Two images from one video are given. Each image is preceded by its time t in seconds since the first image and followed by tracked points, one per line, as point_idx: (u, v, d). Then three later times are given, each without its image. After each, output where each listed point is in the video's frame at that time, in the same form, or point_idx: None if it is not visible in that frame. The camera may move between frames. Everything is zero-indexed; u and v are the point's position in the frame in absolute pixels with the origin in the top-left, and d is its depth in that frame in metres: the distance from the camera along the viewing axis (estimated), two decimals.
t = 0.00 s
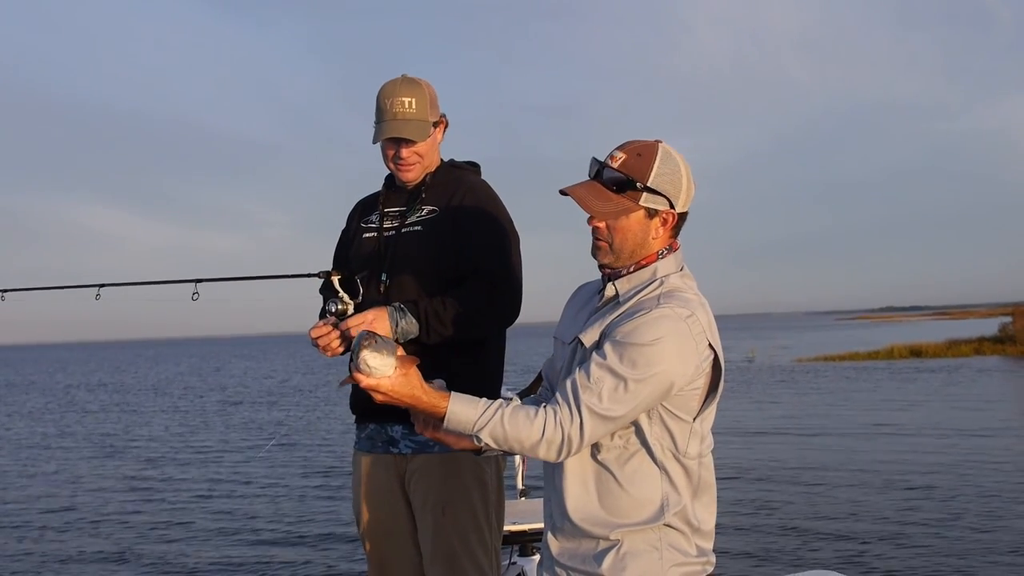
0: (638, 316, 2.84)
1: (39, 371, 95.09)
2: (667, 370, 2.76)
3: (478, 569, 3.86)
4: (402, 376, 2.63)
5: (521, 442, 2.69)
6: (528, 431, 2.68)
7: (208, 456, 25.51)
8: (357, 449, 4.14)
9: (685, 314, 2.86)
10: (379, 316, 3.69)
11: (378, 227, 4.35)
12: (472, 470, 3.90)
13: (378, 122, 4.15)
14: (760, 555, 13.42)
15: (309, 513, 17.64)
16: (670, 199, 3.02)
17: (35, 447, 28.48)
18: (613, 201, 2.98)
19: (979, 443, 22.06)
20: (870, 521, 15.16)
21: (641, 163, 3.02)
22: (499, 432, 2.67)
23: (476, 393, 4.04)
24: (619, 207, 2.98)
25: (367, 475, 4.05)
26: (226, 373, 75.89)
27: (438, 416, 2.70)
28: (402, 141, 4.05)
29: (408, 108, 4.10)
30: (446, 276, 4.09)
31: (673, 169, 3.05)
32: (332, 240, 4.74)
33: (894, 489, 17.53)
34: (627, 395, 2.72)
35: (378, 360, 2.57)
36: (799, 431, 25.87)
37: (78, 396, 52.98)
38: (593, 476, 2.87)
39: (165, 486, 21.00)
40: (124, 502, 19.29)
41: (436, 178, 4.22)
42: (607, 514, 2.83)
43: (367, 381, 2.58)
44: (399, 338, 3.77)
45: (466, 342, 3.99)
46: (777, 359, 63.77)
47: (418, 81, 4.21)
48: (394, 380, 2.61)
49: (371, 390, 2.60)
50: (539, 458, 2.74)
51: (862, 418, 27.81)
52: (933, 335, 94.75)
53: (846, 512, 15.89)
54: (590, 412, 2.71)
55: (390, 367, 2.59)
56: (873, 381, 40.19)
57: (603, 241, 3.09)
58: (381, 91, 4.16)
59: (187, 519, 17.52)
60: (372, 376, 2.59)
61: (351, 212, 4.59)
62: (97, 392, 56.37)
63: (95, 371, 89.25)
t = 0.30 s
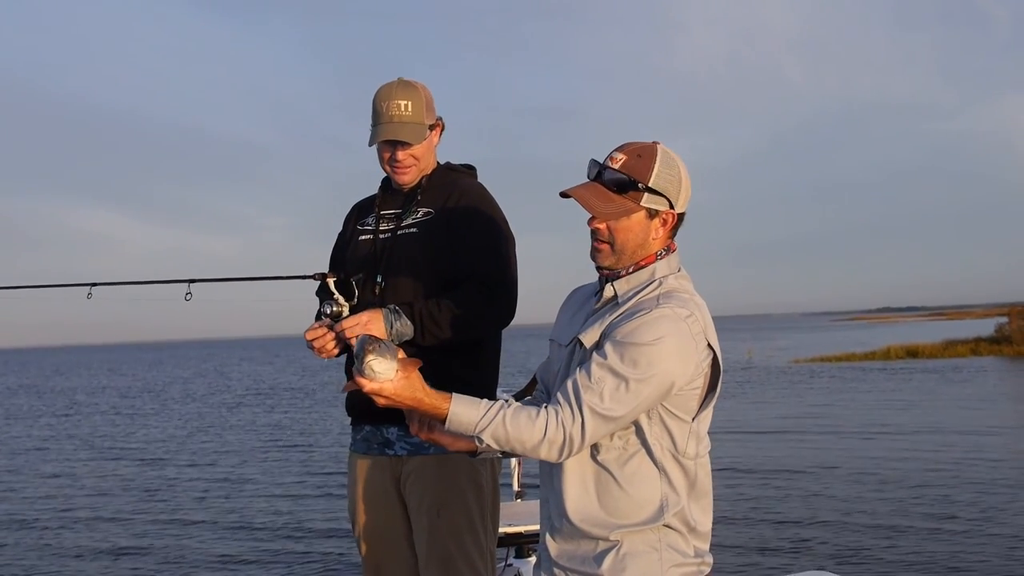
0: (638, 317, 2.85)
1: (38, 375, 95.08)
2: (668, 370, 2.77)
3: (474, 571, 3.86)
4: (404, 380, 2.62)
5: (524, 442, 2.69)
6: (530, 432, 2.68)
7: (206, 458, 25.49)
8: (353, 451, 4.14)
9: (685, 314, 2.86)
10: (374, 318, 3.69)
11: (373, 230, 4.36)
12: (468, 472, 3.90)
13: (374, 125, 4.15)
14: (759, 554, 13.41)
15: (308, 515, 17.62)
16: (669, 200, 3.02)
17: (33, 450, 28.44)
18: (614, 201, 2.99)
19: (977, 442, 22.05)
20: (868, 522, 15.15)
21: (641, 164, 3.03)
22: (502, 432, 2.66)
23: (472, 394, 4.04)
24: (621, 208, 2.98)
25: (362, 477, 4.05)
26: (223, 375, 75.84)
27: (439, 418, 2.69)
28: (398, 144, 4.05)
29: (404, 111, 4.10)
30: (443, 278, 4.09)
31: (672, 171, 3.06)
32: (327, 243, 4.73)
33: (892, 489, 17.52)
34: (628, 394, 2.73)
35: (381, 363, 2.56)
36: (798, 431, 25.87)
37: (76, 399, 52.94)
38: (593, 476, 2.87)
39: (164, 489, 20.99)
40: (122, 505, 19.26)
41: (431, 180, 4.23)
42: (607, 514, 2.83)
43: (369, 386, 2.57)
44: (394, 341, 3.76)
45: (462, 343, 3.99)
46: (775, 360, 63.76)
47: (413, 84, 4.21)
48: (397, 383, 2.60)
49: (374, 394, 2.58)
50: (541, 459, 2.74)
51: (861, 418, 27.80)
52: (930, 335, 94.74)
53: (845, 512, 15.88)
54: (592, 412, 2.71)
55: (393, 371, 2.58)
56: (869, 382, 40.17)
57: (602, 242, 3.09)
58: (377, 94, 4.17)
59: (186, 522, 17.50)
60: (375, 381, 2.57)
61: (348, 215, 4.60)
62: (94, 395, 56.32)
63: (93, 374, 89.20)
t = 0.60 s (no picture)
0: (636, 314, 2.84)
1: (38, 380, 95.18)
2: (667, 367, 2.76)
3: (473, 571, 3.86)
4: (402, 384, 2.61)
5: (524, 442, 2.69)
6: (530, 431, 2.68)
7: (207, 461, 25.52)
8: (352, 453, 4.14)
9: (683, 311, 2.86)
10: (370, 319, 3.68)
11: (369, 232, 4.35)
12: (466, 472, 3.90)
13: (368, 128, 4.15)
14: (760, 549, 13.42)
15: (309, 516, 17.64)
16: (662, 196, 3.02)
17: (33, 456, 28.44)
18: (607, 199, 2.99)
19: (976, 434, 22.09)
20: (868, 515, 15.15)
21: (633, 161, 3.03)
22: (501, 432, 2.66)
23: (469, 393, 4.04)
24: (612, 205, 2.99)
25: (361, 478, 4.05)
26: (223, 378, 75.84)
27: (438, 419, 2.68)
28: (392, 147, 4.06)
29: (398, 113, 4.10)
30: (439, 279, 4.09)
31: (664, 166, 3.06)
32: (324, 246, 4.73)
33: (892, 482, 17.54)
34: (627, 391, 2.72)
35: (378, 369, 2.55)
36: (797, 425, 25.90)
37: (76, 403, 52.99)
38: (593, 474, 2.87)
39: (165, 492, 21.02)
40: (123, 509, 19.26)
41: (426, 182, 4.23)
42: (607, 513, 2.83)
43: (369, 392, 2.57)
44: (391, 342, 3.76)
45: (459, 344, 3.98)
46: (772, 355, 63.84)
47: (407, 87, 4.21)
48: (396, 388, 2.60)
49: (373, 401, 2.58)
50: (540, 457, 2.74)
51: (859, 412, 27.85)
52: (928, 328, 94.91)
53: (846, 505, 15.89)
54: (591, 410, 2.71)
55: (391, 376, 2.58)
56: (867, 376, 40.17)
57: (598, 241, 3.09)
58: (371, 97, 4.16)
59: (188, 525, 17.53)
60: (374, 387, 2.57)
61: (344, 217, 4.59)
62: (95, 399, 56.36)
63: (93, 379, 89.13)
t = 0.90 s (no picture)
0: (635, 312, 2.84)
1: (40, 384, 95.33)
2: (668, 364, 2.76)
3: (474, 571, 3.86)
4: (401, 391, 2.61)
5: (525, 444, 2.69)
6: (531, 433, 2.68)
7: (208, 463, 25.51)
8: (352, 455, 4.13)
9: (682, 308, 2.86)
10: (368, 321, 3.68)
11: (367, 234, 4.36)
12: (467, 472, 3.90)
13: (364, 130, 4.14)
14: (762, 544, 13.43)
15: (313, 517, 17.66)
16: (654, 194, 3.01)
17: (35, 459, 28.43)
18: (598, 197, 2.99)
19: (977, 427, 22.08)
20: (870, 509, 15.12)
21: (623, 159, 3.03)
22: (502, 435, 2.66)
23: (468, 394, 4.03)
24: (603, 204, 2.99)
25: (361, 480, 4.05)
26: (224, 380, 75.80)
27: (439, 423, 2.67)
28: (387, 148, 4.05)
29: (394, 115, 4.09)
30: (438, 280, 4.09)
31: (655, 164, 3.05)
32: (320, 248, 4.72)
33: (894, 476, 17.52)
34: (627, 389, 2.72)
35: (377, 379, 2.54)
36: (798, 420, 25.90)
37: (79, 407, 53.08)
38: (594, 473, 2.87)
39: (168, 495, 21.05)
40: (125, 512, 19.25)
41: (423, 183, 4.22)
42: (607, 512, 2.83)
43: (369, 401, 2.57)
44: (389, 344, 3.75)
45: (458, 344, 3.98)
46: (773, 351, 63.81)
47: (402, 88, 4.20)
48: (396, 396, 2.59)
49: (375, 410, 2.58)
50: (541, 456, 2.74)
51: (860, 406, 27.83)
52: (928, 322, 94.83)
53: (847, 499, 15.89)
54: (592, 408, 2.70)
55: (391, 383, 2.57)
56: (868, 370, 40.15)
57: (593, 240, 3.09)
58: (366, 99, 4.16)
59: (192, 527, 17.56)
60: (375, 397, 2.57)
61: (341, 220, 4.59)
62: (97, 402, 56.46)
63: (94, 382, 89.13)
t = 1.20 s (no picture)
0: (634, 309, 2.84)
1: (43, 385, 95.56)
2: (668, 362, 2.76)
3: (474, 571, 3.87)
4: (402, 389, 2.61)
5: (526, 442, 2.69)
6: (532, 430, 2.68)
7: (210, 463, 25.50)
8: (352, 454, 4.14)
9: (682, 305, 2.85)
10: (367, 322, 3.67)
11: (365, 234, 4.35)
12: (466, 471, 3.90)
13: (361, 131, 4.14)
14: (765, 540, 13.41)
15: (316, 515, 17.69)
16: (653, 191, 3.01)
17: (37, 460, 28.43)
18: (597, 195, 2.99)
19: (980, 423, 22.04)
20: (873, 505, 15.08)
21: (621, 157, 3.03)
22: (502, 433, 2.66)
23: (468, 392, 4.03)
24: (602, 202, 2.99)
25: (360, 479, 4.05)
26: (227, 380, 75.80)
27: (439, 421, 2.67)
28: (384, 149, 4.05)
29: (390, 116, 4.10)
30: (436, 280, 4.09)
31: (653, 162, 3.05)
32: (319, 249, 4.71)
33: (897, 472, 17.48)
34: (627, 387, 2.72)
35: (377, 377, 2.54)
36: (801, 417, 25.87)
37: (81, 407, 53.16)
38: (594, 471, 2.87)
39: (171, 494, 21.07)
40: (127, 512, 19.24)
41: (421, 182, 4.22)
42: (608, 509, 2.83)
43: (369, 398, 2.57)
44: (389, 344, 3.75)
45: (457, 344, 3.98)
46: (776, 348, 63.77)
47: (399, 88, 4.20)
48: (396, 394, 2.59)
49: (375, 407, 2.58)
50: (541, 454, 2.73)
51: (863, 402, 27.81)
52: (930, 319, 94.67)
53: (850, 496, 15.86)
54: (592, 406, 2.70)
55: (391, 382, 2.57)
56: (871, 367, 40.10)
57: (592, 238, 3.09)
58: (362, 99, 4.16)
59: (196, 527, 17.59)
60: (375, 394, 2.57)
61: (339, 220, 4.59)
62: (100, 402, 56.59)
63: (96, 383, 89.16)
